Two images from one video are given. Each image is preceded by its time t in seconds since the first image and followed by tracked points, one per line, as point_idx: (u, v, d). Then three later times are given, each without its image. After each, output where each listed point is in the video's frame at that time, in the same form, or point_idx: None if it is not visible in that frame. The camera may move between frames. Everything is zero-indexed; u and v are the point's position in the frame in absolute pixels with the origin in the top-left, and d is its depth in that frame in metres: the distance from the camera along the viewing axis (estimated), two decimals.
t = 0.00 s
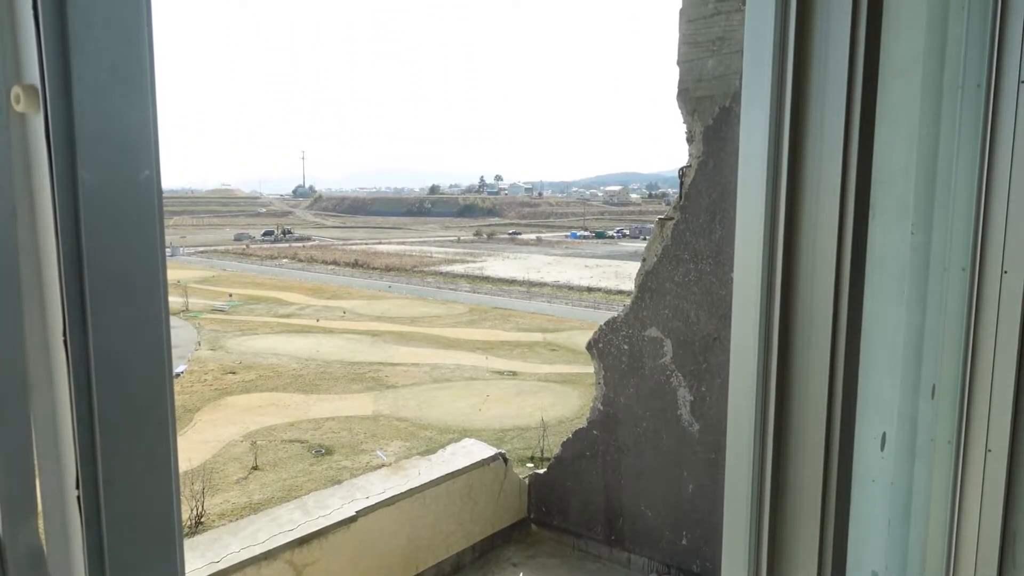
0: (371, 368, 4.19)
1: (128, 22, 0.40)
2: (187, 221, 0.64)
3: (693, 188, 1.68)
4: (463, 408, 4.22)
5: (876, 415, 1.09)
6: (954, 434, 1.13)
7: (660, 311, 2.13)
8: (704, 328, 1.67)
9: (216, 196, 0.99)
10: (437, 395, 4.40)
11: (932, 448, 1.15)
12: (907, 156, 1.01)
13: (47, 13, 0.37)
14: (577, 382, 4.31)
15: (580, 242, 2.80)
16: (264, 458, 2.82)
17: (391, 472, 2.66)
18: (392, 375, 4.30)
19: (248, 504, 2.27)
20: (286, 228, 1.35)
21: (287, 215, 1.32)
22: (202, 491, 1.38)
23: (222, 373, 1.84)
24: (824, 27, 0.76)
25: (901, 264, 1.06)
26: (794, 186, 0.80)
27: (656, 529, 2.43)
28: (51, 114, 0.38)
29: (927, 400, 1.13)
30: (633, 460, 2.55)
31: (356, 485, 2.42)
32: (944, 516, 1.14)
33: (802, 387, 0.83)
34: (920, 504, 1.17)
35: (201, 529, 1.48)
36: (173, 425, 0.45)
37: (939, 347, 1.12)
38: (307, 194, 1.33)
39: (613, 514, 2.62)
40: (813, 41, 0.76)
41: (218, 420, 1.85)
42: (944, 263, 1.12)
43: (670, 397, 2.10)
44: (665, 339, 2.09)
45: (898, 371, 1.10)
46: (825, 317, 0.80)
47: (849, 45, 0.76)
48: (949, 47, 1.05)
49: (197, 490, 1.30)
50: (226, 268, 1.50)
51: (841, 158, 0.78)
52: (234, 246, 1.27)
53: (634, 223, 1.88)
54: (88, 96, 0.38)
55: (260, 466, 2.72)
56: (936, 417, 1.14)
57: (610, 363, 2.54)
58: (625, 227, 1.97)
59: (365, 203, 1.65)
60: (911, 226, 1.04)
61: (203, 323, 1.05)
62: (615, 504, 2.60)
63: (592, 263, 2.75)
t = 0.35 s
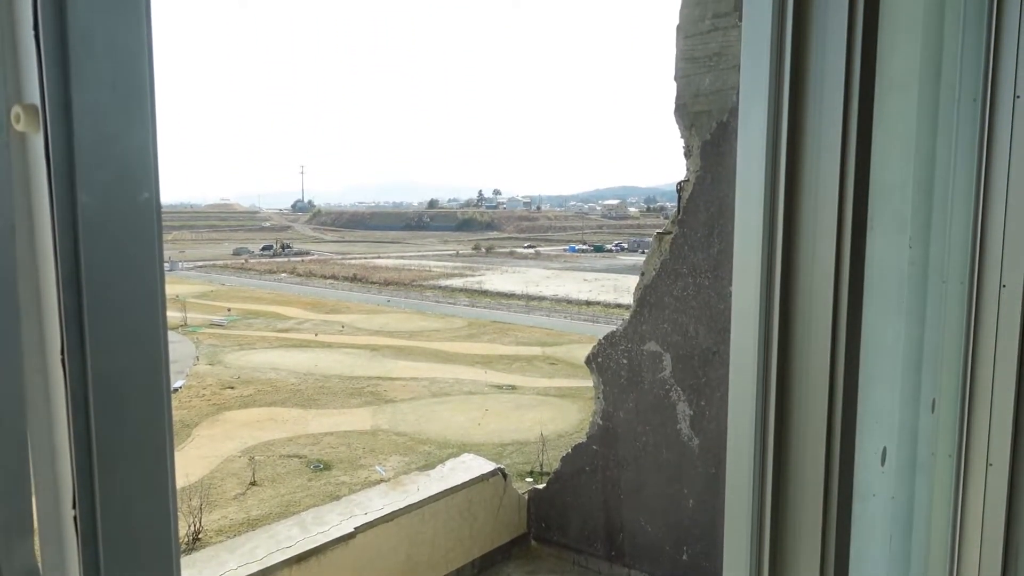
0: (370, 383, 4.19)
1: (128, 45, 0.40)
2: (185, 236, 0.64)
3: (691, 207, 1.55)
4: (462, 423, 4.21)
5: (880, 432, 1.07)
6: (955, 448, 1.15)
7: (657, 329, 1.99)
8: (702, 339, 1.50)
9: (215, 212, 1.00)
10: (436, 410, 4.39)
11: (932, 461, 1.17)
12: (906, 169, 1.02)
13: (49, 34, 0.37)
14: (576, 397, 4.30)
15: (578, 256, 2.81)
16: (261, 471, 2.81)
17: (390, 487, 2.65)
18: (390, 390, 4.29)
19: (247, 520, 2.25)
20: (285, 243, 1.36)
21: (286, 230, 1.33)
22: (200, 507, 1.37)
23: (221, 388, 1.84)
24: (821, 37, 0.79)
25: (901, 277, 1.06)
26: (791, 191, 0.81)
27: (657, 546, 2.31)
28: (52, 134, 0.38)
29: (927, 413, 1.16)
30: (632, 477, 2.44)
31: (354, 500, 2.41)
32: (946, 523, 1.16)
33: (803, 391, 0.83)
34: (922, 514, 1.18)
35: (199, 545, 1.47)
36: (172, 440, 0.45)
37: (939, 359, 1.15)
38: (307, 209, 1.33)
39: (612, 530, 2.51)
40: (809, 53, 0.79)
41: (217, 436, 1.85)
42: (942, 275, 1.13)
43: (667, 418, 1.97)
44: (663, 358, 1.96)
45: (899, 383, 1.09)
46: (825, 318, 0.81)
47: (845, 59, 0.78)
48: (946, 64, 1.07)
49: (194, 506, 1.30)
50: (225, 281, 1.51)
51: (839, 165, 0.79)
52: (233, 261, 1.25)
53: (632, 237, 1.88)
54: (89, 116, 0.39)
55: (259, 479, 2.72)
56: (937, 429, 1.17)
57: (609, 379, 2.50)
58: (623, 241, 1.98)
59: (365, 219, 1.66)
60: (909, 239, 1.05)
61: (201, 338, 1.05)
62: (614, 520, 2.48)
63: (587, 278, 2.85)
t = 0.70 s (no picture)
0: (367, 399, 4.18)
1: (125, 65, 0.40)
2: (184, 251, 0.65)
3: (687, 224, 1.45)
4: (460, 438, 4.20)
5: (879, 445, 1.06)
6: (955, 462, 1.15)
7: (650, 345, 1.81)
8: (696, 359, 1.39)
9: (214, 227, 1.00)
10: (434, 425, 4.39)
11: (931, 475, 1.17)
12: (902, 181, 1.02)
13: (45, 56, 0.37)
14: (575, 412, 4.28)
15: (576, 270, 2.82)
16: (257, 488, 2.80)
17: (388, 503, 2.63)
18: (388, 405, 4.28)
19: (243, 537, 2.24)
20: (283, 257, 1.36)
21: (284, 245, 1.33)
22: (196, 524, 1.37)
23: (217, 403, 1.83)
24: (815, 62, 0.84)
25: (898, 291, 1.05)
26: (789, 205, 0.85)
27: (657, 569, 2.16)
28: (50, 156, 0.38)
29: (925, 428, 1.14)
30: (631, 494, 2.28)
31: (351, 517, 2.39)
32: (947, 538, 1.15)
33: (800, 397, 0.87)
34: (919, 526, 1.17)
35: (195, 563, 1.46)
36: (166, 456, 0.45)
37: (936, 375, 1.15)
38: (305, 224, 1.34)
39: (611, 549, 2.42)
40: (804, 78, 0.84)
41: (213, 452, 1.84)
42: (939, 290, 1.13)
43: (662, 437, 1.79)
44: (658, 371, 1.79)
45: (896, 399, 1.08)
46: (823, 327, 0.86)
47: (839, 85, 0.83)
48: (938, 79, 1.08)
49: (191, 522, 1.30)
50: (223, 296, 1.51)
51: (834, 183, 0.84)
52: (231, 275, 1.24)
53: (629, 251, 1.89)
54: (86, 136, 0.39)
55: (255, 497, 2.71)
56: (934, 445, 1.16)
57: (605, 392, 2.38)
58: (621, 255, 1.98)
59: (364, 234, 1.67)
60: (907, 252, 1.04)
61: (198, 353, 1.05)
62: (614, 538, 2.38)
63: (583, 293, 2.87)
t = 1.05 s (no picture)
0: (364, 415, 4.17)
1: (124, 83, 0.40)
2: (181, 268, 0.65)
3: (685, 239, 1.46)
4: (457, 455, 4.19)
5: (882, 459, 1.04)
6: (954, 479, 1.15)
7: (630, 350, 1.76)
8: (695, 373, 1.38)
9: (211, 243, 1.01)
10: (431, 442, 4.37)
11: (931, 492, 1.16)
12: (898, 195, 1.02)
13: (44, 78, 0.38)
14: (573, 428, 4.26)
15: (573, 285, 2.82)
16: (253, 506, 2.78)
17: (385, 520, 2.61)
18: (386, 422, 4.27)
19: (238, 556, 2.22)
20: (281, 273, 1.36)
21: (282, 261, 1.34)
22: (192, 542, 1.35)
23: (213, 420, 1.83)
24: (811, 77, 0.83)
25: (896, 308, 1.04)
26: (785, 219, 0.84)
27: None
28: (47, 174, 0.38)
29: (924, 446, 1.13)
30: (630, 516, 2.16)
31: (348, 535, 2.38)
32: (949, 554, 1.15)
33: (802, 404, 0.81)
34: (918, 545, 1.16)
35: None
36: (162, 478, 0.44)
37: (936, 391, 1.15)
38: (303, 240, 1.35)
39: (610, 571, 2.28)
40: (800, 88, 0.83)
41: (209, 469, 1.83)
42: (936, 306, 1.13)
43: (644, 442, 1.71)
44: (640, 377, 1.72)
45: (896, 419, 1.06)
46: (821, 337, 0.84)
47: (835, 93, 0.82)
48: (934, 98, 1.08)
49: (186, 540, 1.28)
50: (220, 312, 1.51)
51: (831, 191, 0.83)
52: (229, 291, 1.24)
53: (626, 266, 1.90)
54: (85, 156, 0.39)
55: (251, 514, 2.69)
56: (932, 462, 1.15)
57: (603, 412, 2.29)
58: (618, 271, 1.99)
59: (362, 250, 1.67)
60: (905, 269, 1.04)
61: (195, 370, 1.05)
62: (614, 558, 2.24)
63: (581, 308, 2.87)
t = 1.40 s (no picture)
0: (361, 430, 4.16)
1: (122, 98, 0.40)
2: (178, 281, 0.65)
3: (682, 253, 1.42)
4: (454, 470, 4.17)
5: (880, 475, 1.03)
6: (953, 495, 1.14)
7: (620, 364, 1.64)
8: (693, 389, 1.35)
9: (209, 257, 1.00)
10: (428, 457, 4.35)
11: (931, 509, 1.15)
12: (894, 213, 1.02)
13: (42, 100, 0.38)
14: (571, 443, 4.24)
15: (570, 300, 2.82)
16: (249, 521, 2.77)
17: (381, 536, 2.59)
18: (383, 436, 4.25)
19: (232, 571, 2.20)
20: (279, 287, 1.36)
21: (280, 274, 1.34)
22: (187, 558, 1.34)
23: (209, 434, 1.82)
24: (806, 92, 0.83)
25: (893, 324, 1.03)
26: (782, 231, 0.84)
27: None
28: (43, 192, 0.38)
29: (924, 462, 1.12)
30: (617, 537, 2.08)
31: (344, 551, 2.36)
32: None
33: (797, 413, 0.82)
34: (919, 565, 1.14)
35: None
36: (154, 496, 0.44)
37: (937, 409, 1.13)
38: (301, 254, 1.34)
39: None
40: (795, 105, 0.83)
41: (204, 484, 1.82)
42: (935, 322, 1.12)
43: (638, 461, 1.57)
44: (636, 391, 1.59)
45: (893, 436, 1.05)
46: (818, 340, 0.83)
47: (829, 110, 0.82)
48: (930, 117, 1.08)
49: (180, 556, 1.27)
50: (218, 326, 1.51)
51: (828, 207, 0.83)
52: (225, 305, 1.23)
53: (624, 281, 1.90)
54: (81, 172, 0.39)
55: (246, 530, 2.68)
56: (934, 478, 1.14)
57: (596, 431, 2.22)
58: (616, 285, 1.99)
59: (359, 264, 1.68)
60: (900, 284, 1.03)
61: (191, 383, 1.04)
62: None
63: (579, 322, 2.87)
